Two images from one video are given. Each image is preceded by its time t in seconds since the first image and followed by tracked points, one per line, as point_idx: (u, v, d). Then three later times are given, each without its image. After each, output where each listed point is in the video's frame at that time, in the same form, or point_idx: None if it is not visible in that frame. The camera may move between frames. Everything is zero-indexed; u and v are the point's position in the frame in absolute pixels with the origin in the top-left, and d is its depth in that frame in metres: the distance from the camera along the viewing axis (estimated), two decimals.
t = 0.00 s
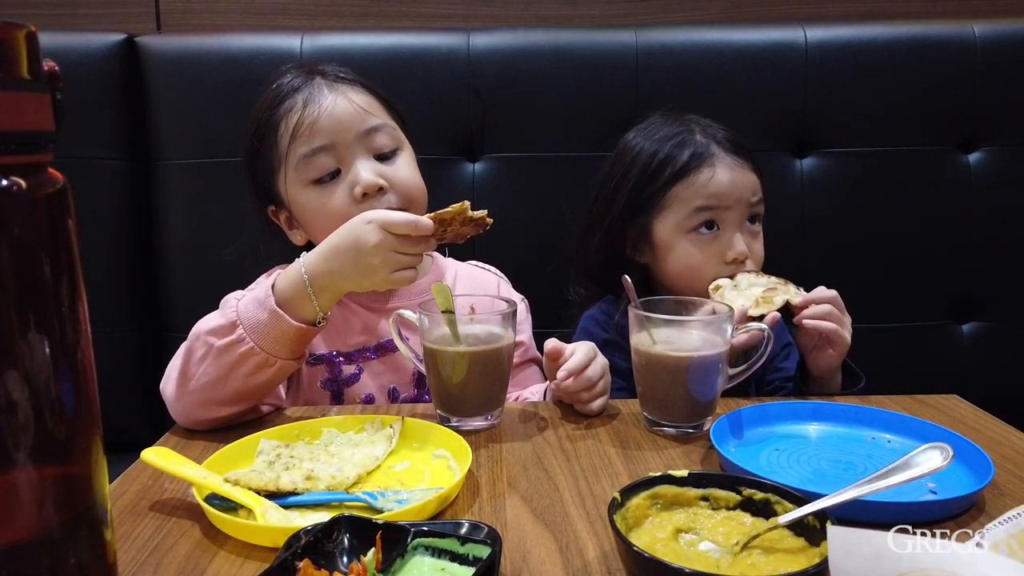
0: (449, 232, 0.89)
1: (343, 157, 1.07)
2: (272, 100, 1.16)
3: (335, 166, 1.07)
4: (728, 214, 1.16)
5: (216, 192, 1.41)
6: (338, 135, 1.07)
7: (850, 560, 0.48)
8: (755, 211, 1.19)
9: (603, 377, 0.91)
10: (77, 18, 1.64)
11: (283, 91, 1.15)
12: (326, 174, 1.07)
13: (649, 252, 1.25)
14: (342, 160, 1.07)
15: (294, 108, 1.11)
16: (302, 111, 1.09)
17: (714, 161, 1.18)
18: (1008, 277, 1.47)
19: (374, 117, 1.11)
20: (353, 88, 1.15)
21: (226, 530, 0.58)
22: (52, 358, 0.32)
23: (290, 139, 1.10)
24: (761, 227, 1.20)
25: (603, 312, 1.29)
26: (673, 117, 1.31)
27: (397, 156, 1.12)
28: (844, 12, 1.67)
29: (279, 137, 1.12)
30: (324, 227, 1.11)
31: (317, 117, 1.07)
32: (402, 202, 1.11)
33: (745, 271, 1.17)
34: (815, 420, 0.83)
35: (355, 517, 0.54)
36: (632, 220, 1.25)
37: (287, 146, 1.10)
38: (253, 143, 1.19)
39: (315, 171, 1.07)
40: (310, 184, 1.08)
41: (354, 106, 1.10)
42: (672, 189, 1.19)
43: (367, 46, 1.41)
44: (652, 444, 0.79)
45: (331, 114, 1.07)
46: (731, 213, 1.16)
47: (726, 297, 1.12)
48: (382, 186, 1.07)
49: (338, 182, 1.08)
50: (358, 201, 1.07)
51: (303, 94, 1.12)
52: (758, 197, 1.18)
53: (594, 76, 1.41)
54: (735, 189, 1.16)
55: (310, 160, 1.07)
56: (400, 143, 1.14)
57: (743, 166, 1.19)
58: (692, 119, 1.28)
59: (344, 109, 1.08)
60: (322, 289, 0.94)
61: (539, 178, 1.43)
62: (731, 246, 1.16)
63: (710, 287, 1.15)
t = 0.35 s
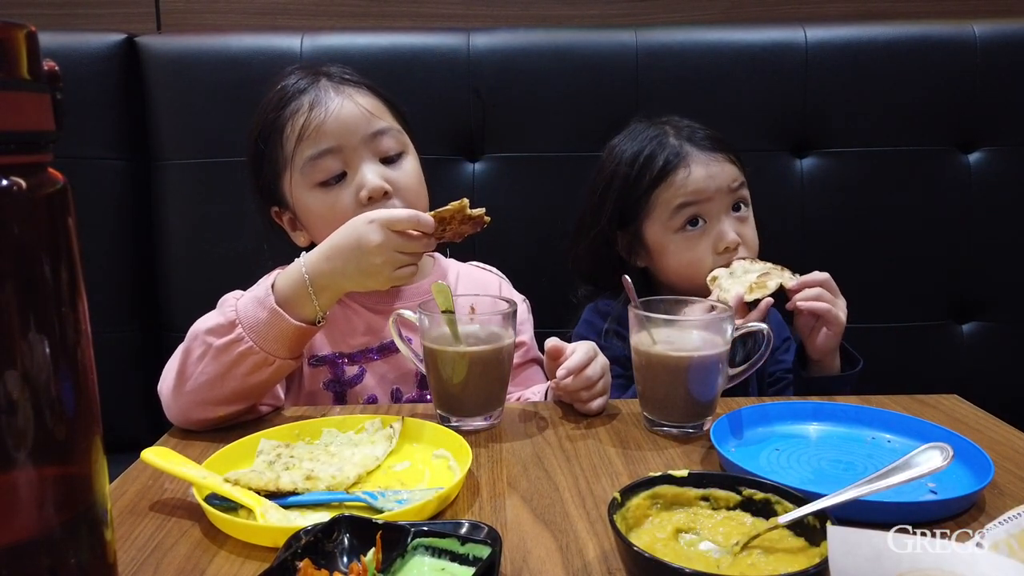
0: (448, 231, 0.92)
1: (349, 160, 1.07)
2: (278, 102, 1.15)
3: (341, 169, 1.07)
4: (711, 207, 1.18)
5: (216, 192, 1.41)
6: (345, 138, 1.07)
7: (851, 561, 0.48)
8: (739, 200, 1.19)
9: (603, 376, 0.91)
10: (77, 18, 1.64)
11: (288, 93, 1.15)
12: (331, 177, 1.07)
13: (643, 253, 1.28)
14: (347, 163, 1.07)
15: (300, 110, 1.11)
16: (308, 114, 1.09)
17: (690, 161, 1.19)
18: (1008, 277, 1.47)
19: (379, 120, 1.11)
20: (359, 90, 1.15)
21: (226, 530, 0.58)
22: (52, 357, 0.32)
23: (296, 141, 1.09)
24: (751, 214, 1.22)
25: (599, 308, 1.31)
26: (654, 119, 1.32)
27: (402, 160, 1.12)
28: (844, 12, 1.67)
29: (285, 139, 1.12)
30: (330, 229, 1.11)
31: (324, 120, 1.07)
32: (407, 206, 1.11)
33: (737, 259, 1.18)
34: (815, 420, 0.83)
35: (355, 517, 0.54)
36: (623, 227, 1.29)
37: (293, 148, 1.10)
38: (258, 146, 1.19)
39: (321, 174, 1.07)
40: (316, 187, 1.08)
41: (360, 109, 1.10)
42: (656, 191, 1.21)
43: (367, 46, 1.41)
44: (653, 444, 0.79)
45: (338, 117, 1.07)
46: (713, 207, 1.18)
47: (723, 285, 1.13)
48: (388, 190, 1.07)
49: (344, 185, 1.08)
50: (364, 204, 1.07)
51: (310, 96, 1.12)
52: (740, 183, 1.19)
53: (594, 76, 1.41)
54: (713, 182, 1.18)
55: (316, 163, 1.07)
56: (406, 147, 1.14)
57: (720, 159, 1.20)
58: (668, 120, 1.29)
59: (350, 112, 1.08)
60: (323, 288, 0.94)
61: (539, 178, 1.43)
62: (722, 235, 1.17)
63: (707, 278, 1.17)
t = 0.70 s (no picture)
0: (445, 232, 0.92)
1: (350, 162, 1.07)
2: (280, 103, 1.16)
3: (342, 171, 1.07)
4: (700, 200, 1.21)
5: (216, 192, 1.41)
6: (347, 141, 1.07)
7: (850, 561, 0.48)
8: (724, 193, 1.23)
9: (605, 376, 0.90)
10: (77, 18, 1.64)
11: (291, 93, 1.15)
12: (333, 179, 1.07)
13: (637, 250, 1.29)
14: (349, 166, 1.07)
15: (303, 111, 1.11)
16: (311, 116, 1.09)
17: (678, 156, 1.22)
18: (1008, 277, 1.46)
19: (382, 123, 1.11)
20: (361, 92, 1.15)
21: (226, 530, 0.58)
22: (53, 357, 0.32)
23: (298, 142, 1.09)
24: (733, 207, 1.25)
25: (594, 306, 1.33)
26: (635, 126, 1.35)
27: (404, 161, 1.12)
28: (844, 12, 1.67)
29: (287, 141, 1.12)
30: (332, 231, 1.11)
31: (326, 123, 1.07)
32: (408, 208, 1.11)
33: (729, 249, 1.20)
34: (815, 420, 0.83)
35: (355, 517, 0.54)
36: (616, 227, 1.30)
37: (295, 150, 1.10)
38: (261, 147, 1.19)
39: (323, 176, 1.07)
40: (317, 189, 1.08)
41: (362, 111, 1.10)
42: (647, 188, 1.23)
43: (367, 46, 1.41)
44: (653, 444, 0.79)
45: (340, 120, 1.07)
46: (702, 200, 1.21)
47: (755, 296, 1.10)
48: (389, 193, 1.06)
49: (345, 187, 1.08)
50: (365, 207, 1.07)
51: (312, 98, 1.12)
52: (725, 178, 1.24)
53: (594, 76, 1.41)
54: (702, 176, 1.21)
55: (317, 165, 1.07)
56: (408, 148, 1.14)
57: (705, 154, 1.24)
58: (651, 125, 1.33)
59: (352, 115, 1.08)
60: (320, 289, 0.94)
61: (539, 178, 1.43)
62: (712, 226, 1.19)
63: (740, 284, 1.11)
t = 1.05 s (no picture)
0: (432, 244, 0.92)
1: (341, 166, 1.07)
2: (277, 102, 1.16)
3: (332, 174, 1.07)
4: (697, 202, 1.22)
5: (216, 193, 1.41)
6: (338, 144, 1.07)
7: (851, 561, 0.48)
8: (719, 195, 1.25)
9: (607, 376, 0.90)
10: (78, 18, 1.64)
11: (290, 92, 1.15)
12: (323, 182, 1.07)
13: (634, 252, 1.29)
14: (339, 169, 1.07)
15: (297, 112, 1.11)
16: (304, 117, 1.09)
17: (675, 159, 1.23)
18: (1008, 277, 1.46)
19: (375, 126, 1.10)
20: (358, 92, 1.14)
21: (226, 530, 0.58)
22: (53, 357, 0.32)
23: (291, 143, 1.10)
24: (727, 211, 1.27)
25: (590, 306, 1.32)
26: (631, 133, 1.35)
27: (398, 165, 1.12)
28: (844, 12, 1.67)
29: (281, 141, 1.12)
30: (322, 232, 1.11)
31: (318, 125, 1.07)
32: (399, 212, 1.11)
33: (724, 252, 1.21)
34: (815, 419, 0.83)
35: (355, 517, 0.54)
36: (613, 228, 1.30)
37: (288, 150, 1.11)
38: (257, 145, 1.20)
39: (313, 178, 1.07)
40: (308, 190, 1.09)
41: (356, 113, 1.09)
42: (644, 190, 1.24)
43: (367, 46, 1.41)
44: (653, 444, 0.79)
45: (332, 122, 1.07)
46: (699, 201, 1.22)
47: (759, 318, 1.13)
48: (378, 199, 1.06)
49: (335, 191, 1.07)
50: (353, 211, 1.07)
51: (307, 98, 1.12)
52: (719, 181, 1.25)
53: (594, 76, 1.41)
54: (699, 179, 1.22)
55: (307, 167, 1.07)
56: (403, 152, 1.13)
57: (701, 158, 1.26)
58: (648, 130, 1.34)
59: (345, 117, 1.08)
60: (302, 297, 0.94)
61: (540, 178, 1.43)
62: (707, 227, 1.20)
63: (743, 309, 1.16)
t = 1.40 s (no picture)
0: (414, 257, 0.89)
1: (326, 170, 1.07)
2: (264, 102, 1.16)
3: (316, 178, 1.07)
4: (682, 225, 1.26)
5: (216, 193, 1.41)
6: (324, 147, 1.06)
7: (852, 561, 0.48)
8: (704, 219, 1.29)
9: (606, 380, 0.89)
10: (78, 18, 1.64)
11: (277, 93, 1.15)
12: (307, 185, 1.07)
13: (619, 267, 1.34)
14: (324, 173, 1.07)
15: (284, 113, 1.11)
16: (291, 119, 1.09)
17: (663, 182, 1.27)
18: (1008, 277, 1.46)
19: (363, 130, 1.10)
20: (347, 95, 1.14)
21: (227, 530, 0.58)
22: (53, 357, 0.32)
23: (277, 144, 1.09)
24: (711, 233, 1.31)
25: (576, 313, 1.38)
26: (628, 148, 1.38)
27: (384, 170, 1.12)
28: (844, 12, 1.67)
29: (266, 142, 1.12)
30: (304, 235, 1.11)
31: (304, 128, 1.07)
32: (382, 218, 1.11)
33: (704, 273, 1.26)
34: (815, 419, 0.83)
35: (355, 517, 0.54)
36: (602, 242, 1.34)
37: (273, 151, 1.10)
38: (243, 145, 1.20)
39: (297, 181, 1.07)
40: (291, 193, 1.09)
41: (343, 117, 1.09)
42: (632, 210, 1.28)
43: (367, 46, 1.41)
44: (653, 444, 0.79)
45: (318, 126, 1.07)
46: (685, 224, 1.26)
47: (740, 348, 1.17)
48: (362, 204, 1.06)
49: (318, 194, 1.07)
50: (337, 215, 1.07)
51: (295, 99, 1.11)
52: (705, 206, 1.29)
53: (594, 76, 1.41)
54: (685, 203, 1.26)
55: (291, 170, 1.06)
56: (389, 157, 1.13)
57: (689, 182, 1.30)
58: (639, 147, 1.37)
59: (332, 120, 1.07)
60: (283, 312, 0.94)
61: (540, 178, 1.43)
62: (690, 249, 1.25)
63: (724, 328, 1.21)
